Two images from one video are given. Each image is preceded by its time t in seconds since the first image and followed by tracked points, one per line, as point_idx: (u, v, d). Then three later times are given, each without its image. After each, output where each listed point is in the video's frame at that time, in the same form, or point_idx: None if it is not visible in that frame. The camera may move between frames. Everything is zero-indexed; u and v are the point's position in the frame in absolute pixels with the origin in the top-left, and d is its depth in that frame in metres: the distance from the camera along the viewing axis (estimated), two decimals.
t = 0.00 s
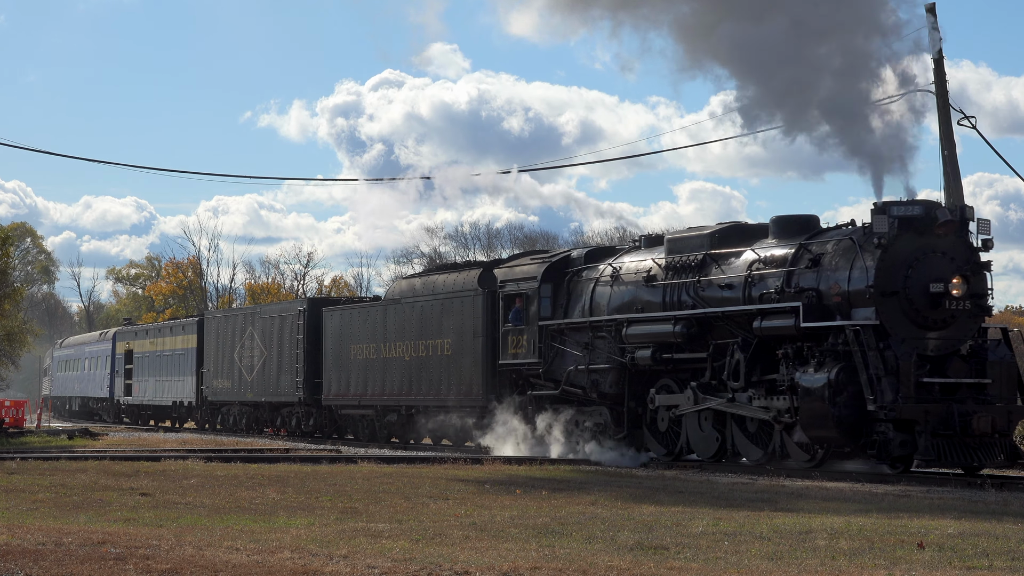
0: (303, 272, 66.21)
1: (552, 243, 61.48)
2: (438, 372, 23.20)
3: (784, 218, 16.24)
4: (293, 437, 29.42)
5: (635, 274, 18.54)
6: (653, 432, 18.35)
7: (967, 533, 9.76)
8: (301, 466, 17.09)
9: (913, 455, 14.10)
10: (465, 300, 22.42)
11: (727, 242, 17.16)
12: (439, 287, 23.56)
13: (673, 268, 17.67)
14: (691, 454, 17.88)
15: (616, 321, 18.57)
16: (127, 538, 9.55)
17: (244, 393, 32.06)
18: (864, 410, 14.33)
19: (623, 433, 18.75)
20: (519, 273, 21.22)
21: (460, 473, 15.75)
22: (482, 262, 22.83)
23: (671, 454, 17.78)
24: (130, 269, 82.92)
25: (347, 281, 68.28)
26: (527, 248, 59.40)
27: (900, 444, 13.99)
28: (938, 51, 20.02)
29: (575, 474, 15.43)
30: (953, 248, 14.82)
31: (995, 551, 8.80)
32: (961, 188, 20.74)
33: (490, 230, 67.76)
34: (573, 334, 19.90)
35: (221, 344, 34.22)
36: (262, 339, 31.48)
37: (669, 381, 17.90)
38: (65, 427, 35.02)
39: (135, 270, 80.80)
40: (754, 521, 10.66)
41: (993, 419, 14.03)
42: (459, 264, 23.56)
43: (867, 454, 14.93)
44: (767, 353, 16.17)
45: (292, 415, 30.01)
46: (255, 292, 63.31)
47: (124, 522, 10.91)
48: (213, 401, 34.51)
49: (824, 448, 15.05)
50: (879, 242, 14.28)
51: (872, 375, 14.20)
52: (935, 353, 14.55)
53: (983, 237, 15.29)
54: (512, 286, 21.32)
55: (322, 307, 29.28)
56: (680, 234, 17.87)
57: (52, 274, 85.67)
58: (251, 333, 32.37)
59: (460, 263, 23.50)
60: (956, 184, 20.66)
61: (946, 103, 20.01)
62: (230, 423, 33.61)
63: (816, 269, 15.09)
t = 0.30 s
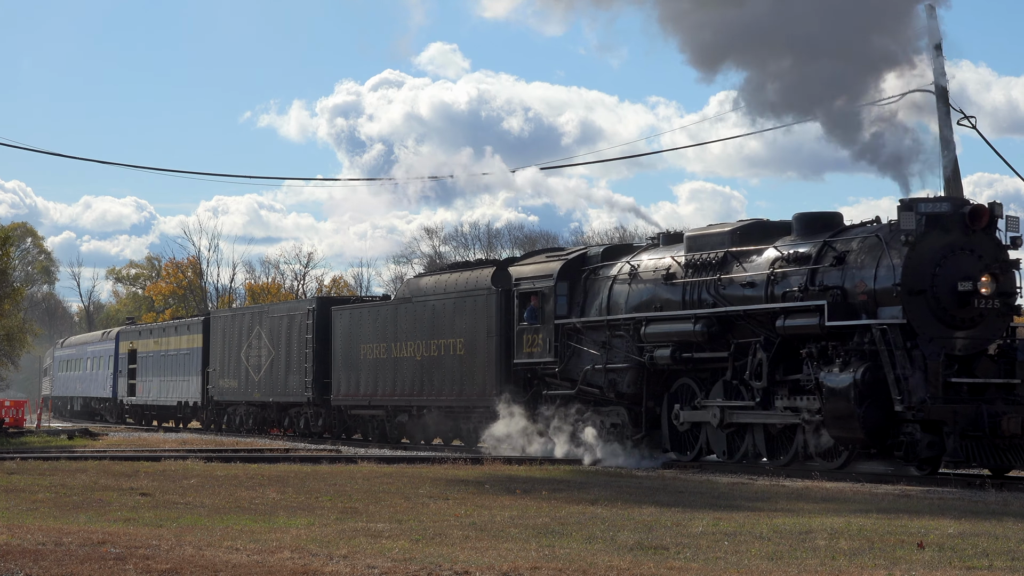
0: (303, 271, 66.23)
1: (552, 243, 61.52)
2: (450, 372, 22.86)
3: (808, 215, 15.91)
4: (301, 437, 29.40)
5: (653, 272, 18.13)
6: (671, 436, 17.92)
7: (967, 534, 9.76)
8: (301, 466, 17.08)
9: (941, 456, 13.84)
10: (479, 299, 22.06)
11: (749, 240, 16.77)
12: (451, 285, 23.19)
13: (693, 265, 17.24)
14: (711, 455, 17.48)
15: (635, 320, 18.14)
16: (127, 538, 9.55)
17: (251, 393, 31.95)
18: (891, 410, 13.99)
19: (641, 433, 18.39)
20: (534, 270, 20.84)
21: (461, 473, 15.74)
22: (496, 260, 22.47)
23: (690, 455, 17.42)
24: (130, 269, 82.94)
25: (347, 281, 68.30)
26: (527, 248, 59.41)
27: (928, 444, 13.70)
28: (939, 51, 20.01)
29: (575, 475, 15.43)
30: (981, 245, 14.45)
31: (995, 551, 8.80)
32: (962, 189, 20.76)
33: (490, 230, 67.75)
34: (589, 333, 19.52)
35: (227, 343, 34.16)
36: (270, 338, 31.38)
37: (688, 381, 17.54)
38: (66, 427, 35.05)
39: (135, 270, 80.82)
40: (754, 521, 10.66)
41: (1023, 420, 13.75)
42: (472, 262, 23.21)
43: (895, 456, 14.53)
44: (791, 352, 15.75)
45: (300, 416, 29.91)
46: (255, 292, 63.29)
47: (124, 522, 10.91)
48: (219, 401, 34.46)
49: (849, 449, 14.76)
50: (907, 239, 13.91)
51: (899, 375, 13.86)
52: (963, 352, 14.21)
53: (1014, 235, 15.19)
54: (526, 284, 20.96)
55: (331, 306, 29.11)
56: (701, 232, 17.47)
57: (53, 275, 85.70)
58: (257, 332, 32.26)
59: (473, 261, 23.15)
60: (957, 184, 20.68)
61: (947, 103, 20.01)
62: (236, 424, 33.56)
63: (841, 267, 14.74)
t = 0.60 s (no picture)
0: (303, 271, 66.26)
1: (552, 243, 61.58)
2: (463, 372, 22.72)
3: (831, 213, 15.60)
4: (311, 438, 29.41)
5: (672, 271, 17.75)
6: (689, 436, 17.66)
7: (967, 533, 9.76)
8: (300, 467, 17.07)
9: (969, 458, 13.48)
10: (492, 297, 21.84)
11: (771, 237, 16.37)
12: (464, 283, 22.99)
13: (713, 263, 16.86)
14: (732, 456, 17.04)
15: (653, 318, 17.77)
16: (127, 538, 9.55)
17: (258, 393, 31.85)
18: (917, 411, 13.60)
19: (659, 434, 18.04)
20: (548, 268, 20.62)
21: (461, 473, 15.73)
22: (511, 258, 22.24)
23: (710, 455, 17.04)
24: (130, 268, 82.98)
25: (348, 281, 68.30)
26: (527, 248, 59.42)
27: (957, 446, 13.39)
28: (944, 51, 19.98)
29: (574, 475, 15.43)
30: (1009, 243, 14.17)
31: (995, 551, 8.81)
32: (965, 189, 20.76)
33: (491, 230, 67.75)
34: (607, 332, 19.20)
35: (232, 343, 34.11)
36: (278, 338, 31.31)
37: (708, 381, 17.09)
38: (67, 427, 35.08)
39: (136, 270, 80.88)
40: (754, 521, 10.66)
41: None
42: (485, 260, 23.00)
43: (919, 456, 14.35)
44: (815, 351, 15.31)
45: (309, 416, 29.87)
46: (255, 292, 63.30)
47: (124, 523, 10.91)
48: (226, 401, 34.41)
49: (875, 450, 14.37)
50: (935, 237, 13.53)
51: (927, 374, 13.46)
52: (991, 352, 13.89)
53: None
54: (541, 282, 20.73)
55: (340, 305, 28.98)
56: (721, 228, 17.06)
57: (53, 274, 85.73)
58: (265, 332, 32.17)
59: (487, 259, 22.93)
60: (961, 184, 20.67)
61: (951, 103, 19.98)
62: (242, 424, 33.55)
63: (866, 265, 14.37)
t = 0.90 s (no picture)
0: (303, 271, 66.29)
1: (552, 243, 61.64)
2: (476, 372, 22.65)
3: (855, 210, 15.36)
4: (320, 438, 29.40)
5: (692, 268, 17.54)
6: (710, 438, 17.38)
7: (967, 533, 9.77)
8: (300, 466, 17.07)
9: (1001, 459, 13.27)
10: (506, 296, 21.73)
11: (794, 235, 16.15)
12: (478, 282, 22.89)
13: (734, 260, 16.63)
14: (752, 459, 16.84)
15: (673, 317, 17.59)
16: (127, 538, 9.55)
17: (266, 393, 31.79)
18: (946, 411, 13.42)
19: (678, 436, 17.79)
20: (566, 266, 20.49)
21: (462, 473, 15.73)
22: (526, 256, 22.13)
23: (730, 457, 16.67)
24: (130, 268, 83.00)
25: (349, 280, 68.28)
26: (527, 248, 59.41)
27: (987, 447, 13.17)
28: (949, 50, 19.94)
29: (574, 475, 15.41)
30: None
31: (995, 551, 8.81)
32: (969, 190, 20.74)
33: (491, 230, 67.75)
34: (625, 330, 19.02)
35: (238, 343, 34.08)
36: (286, 338, 31.27)
37: (729, 381, 16.87)
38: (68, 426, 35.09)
39: (136, 270, 80.91)
40: (753, 521, 10.66)
41: None
42: (499, 259, 22.90)
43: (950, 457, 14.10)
44: (839, 351, 15.06)
45: (318, 418, 29.86)
46: (255, 292, 63.29)
47: (124, 522, 10.91)
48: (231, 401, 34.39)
49: (901, 451, 14.16)
50: (964, 234, 13.24)
51: (957, 374, 13.25)
52: None
53: None
54: (558, 280, 20.59)
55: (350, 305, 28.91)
56: (743, 225, 16.81)
57: (53, 274, 85.74)
58: (273, 331, 32.11)
59: (502, 258, 22.84)
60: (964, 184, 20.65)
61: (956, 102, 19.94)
62: (248, 424, 33.54)
63: (893, 262, 14.13)
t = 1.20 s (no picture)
0: (304, 271, 66.31)
1: (552, 243, 61.69)
2: (490, 372, 22.61)
3: (881, 206, 15.09)
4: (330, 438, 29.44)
5: (713, 266, 17.40)
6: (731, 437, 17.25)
7: (967, 534, 9.77)
8: (300, 467, 17.07)
9: None
10: (522, 295, 21.66)
11: (818, 232, 15.94)
12: (492, 281, 22.81)
13: (756, 258, 16.45)
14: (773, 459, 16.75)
15: (692, 316, 17.48)
16: (127, 538, 9.55)
17: (273, 393, 31.76)
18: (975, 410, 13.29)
19: (697, 436, 17.69)
20: (583, 265, 20.41)
21: (461, 473, 15.74)
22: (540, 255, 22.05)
23: (753, 458, 16.63)
24: (131, 268, 83.03)
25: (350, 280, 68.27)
26: (527, 248, 59.42)
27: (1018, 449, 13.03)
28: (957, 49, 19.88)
29: (573, 475, 15.41)
30: None
31: (995, 551, 8.81)
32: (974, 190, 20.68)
33: (491, 230, 67.76)
34: (644, 329, 18.94)
35: (245, 342, 34.07)
36: (294, 338, 31.26)
37: (751, 381, 16.77)
38: (68, 426, 35.13)
39: (136, 270, 80.97)
40: (753, 521, 10.66)
41: None
42: (513, 258, 22.84)
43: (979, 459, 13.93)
44: (864, 351, 14.89)
45: (326, 418, 29.90)
46: (255, 292, 63.29)
47: (125, 522, 10.92)
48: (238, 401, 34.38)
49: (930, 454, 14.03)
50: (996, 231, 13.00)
51: (987, 374, 13.09)
52: None
53: None
54: (575, 278, 20.51)
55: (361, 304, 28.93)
56: (765, 221, 16.58)
57: (53, 274, 85.75)
58: (281, 330, 32.08)
59: (517, 257, 22.75)
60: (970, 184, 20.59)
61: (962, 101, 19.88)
62: (255, 424, 33.57)
63: (922, 260, 13.89)
